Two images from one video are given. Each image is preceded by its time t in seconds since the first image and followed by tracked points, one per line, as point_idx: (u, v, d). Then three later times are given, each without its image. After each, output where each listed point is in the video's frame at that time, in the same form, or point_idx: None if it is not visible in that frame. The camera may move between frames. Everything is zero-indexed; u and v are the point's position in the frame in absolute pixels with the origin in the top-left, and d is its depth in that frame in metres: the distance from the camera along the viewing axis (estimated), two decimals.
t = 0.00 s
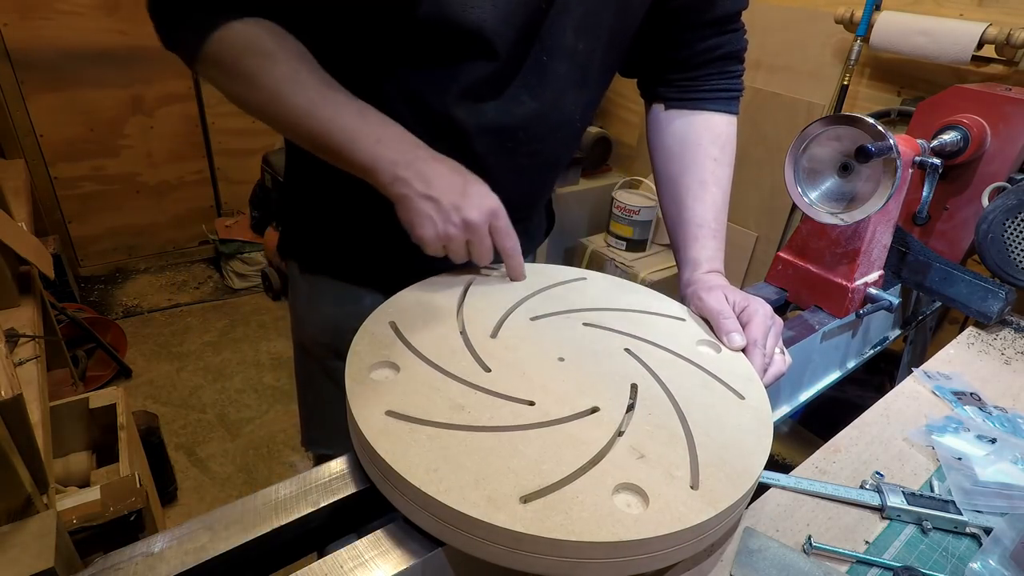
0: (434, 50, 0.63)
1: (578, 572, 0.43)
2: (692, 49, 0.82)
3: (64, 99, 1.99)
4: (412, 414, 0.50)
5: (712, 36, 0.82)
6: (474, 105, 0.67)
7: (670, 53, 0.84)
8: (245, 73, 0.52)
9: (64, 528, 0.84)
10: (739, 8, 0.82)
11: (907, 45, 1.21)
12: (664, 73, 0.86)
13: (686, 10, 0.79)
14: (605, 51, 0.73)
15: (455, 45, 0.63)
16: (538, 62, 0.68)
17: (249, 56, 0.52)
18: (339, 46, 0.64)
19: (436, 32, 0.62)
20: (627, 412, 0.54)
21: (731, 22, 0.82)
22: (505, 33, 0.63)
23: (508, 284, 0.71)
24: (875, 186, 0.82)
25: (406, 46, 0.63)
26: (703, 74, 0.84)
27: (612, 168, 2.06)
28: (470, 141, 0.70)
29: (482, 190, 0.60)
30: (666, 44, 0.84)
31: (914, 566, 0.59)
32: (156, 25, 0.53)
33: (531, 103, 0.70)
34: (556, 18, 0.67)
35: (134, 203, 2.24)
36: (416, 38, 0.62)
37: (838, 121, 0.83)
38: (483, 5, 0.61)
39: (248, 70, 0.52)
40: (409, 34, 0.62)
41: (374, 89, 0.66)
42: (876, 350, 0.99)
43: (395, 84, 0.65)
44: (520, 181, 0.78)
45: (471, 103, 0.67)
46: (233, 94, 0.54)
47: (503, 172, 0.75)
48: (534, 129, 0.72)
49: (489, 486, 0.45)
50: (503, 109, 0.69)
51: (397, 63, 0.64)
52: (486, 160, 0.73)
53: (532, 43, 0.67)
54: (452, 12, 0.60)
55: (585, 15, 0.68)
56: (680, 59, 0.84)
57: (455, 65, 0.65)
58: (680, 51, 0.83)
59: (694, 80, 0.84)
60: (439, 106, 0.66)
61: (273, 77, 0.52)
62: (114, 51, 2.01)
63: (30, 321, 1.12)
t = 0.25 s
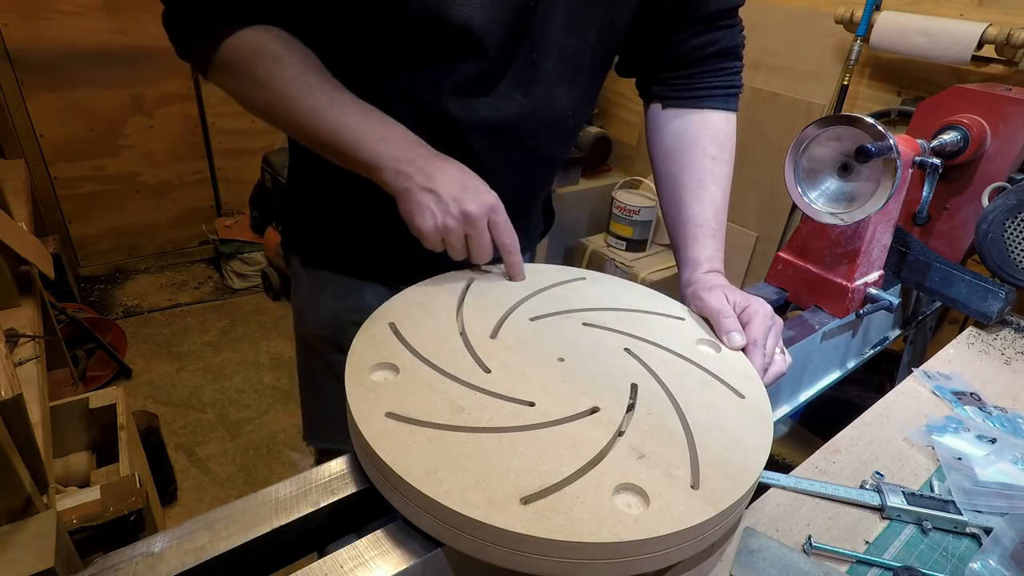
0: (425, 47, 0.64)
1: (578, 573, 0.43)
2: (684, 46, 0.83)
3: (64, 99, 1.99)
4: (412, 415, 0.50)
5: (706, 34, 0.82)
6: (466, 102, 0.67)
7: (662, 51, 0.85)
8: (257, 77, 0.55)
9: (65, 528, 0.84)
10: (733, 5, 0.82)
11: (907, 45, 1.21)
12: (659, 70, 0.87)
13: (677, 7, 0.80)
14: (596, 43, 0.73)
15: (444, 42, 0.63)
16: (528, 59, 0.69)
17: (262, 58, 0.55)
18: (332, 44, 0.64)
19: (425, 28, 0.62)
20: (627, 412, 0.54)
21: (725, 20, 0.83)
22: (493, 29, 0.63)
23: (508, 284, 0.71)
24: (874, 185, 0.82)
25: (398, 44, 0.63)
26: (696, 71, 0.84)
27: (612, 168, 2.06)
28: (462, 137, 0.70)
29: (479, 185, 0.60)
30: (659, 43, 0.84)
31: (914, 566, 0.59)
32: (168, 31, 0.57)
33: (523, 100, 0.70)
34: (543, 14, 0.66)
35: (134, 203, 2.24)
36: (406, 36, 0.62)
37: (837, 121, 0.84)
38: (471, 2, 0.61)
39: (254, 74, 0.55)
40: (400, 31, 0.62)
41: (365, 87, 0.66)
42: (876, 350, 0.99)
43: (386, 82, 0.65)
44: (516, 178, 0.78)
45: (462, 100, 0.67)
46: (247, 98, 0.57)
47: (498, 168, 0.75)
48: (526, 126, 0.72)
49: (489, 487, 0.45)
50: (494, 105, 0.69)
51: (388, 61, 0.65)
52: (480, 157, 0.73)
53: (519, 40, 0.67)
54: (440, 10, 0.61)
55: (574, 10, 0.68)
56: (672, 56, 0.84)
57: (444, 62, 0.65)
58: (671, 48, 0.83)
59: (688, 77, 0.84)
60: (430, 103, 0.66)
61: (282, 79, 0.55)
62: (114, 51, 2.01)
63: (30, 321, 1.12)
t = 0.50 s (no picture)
0: (422, 49, 0.64)
1: (578, 573, 0.43)
2: (681, 47, 0.83)
3: (64, 99, 1.99)
4: (412, 415, 0.50)
5: (705, 35, 0.82)
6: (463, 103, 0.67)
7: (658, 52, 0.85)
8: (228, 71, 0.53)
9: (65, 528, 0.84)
10: (732, 6, 0.82)
11: (907, 45, 1.21)
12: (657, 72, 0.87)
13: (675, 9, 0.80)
14: (591, 44, 0.74)
15: (440, 43, 0.63)
16: (525, 61, 0.69)
17: (235, 53, 0.53)
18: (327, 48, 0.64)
19: (422, 30, 0.62)
20: (627, 412, 0.54)
21: (724, 21, 0.83)
22: (487, 31, 0.64)
23: (508, 284, 0.71)
24: (874, 185, 0.82)
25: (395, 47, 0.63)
26: (693, 73, 0.84)
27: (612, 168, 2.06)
28: (460, 138, 0.70)
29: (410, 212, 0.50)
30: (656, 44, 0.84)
31: (914, 566, 0.59)
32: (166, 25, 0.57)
33: (521, 102, 0.70)
34: (538, 15, 0.67)
35: (134, 203, 2.24)
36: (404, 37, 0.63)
37: (836, 121, 0.84)
38: (466, 3, 0.61)
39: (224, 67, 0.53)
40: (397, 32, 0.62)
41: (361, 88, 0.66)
42: (876, 350, 0.99)
43: (382, 84, 0.65)
44: (515, 178, 0.78)
45: (459, 101, 0.67)
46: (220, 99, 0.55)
47: (496, 170, 0.75)
48: (524, 127, 0.72)
49: (489, 487, 0.45)
50: (491, 107, 0.69)
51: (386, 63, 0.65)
52: (478, 158, 0.73)
53: (513, 39, 0.68)
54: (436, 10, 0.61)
55: (569, 12, 0.69)
56: (670, 57, 0.84)
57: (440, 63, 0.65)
58: (670, 49, 0.83)
59: (687, 79, 0.84)
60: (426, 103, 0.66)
61: (249, 71, 0.53)
62: (114, 52, 2.01)
63: (30, 321, 1.12)
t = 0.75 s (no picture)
0: (422, 50, 0.64)
1: (579, 573, 0.43)
2: (682, 47, 0.82)
3: (64, 99, 1.99)
4: (413, 416, 0.50)
5: (705, 35, 0.82)
6: (462, 104, 0.67)
7: (658, 53, 0.85)
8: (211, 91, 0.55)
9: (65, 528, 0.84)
10: (732, 7, 0.82)
11: (907, 45, 1.21)
12: (658, 73, 0.87)
13: (675, 9, 0.80)
14: (591, 47, 0.74)
15: (439, 44, 0.63)
16: (525, 62, 0.69)
17: (220, 73, 0.56)
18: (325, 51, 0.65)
19: (421, 31, 0.62)
20: (627, 412, 0.54)
21: (723, 20, 0.82)
22: (487, 32, 0.63)
23: (508, 284, 0.71)
24: (874, 185, 0.82)
25: (394, 48, 0.63)
26: (693, 73, 0.84)
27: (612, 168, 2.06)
28: (460, 141, 0.70)
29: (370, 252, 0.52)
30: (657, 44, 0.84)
31: (915, 566, 0.59)
32: (162, 34, 0.59)
33: (522, 104, 0.70)
34: (538, 16, 0.67)
35: (134, 203, 2.24)
36: (404, 38, 0.63)
37: (836, 121, 0.83)
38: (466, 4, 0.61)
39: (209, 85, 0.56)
40: (396, 33, 0.62)
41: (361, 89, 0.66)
42: (876, 350, 0.99)
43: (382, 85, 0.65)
44: (515, 180, 0.78)
45: (459, 102, 0.67)
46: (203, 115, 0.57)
47: (497, 172, 0.75)
48: (524, 129, 0.72)
49: (490, 487, 0.45)
50: (490, 108, 0.69)
51: (386, 65, 0.65)
52: (478, 160, 0.73)
53: (513, 42, 0.68)
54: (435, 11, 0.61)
55: (568, 12, 0.69)
56: (671, 57, 0.84)
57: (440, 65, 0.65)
58: (671, 48, 0.83)
59: (688, 79, 0.84)
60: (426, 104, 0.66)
61: (233, 91, 0.55)
62: (114, 52, 2.01)
63: (30, 321, 1.12)
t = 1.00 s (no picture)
0: (423, 51, 0.64)
1: (579, 573, 0.43)
2: (683, 48, 0.82)
3: (64, 99, 1.99)
4: (413, 416, 0.50)
5: (706, 36, 0.82)
6: (464, 106, 0.67)
7: (659, 53, 0.84)
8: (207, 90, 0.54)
9: (65, 528, 0.84)
10: (732, 7, 0.82)
11: (907, 45, 1.21)
12: (659, 73, 0.87)
13: (676, 9, 0.80)
14: (593, 50, 0.74)
15: (440, 45, 0.63)
16: (526, 64, 0.69)
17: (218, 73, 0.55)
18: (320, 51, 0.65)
19: (423, 32, 0.62)
20: (628, 412, 0.54)
21: (724, 21, 0.82)
22: (491, 34, 0.64)
23: (508, 284, 0.71)
24: (874, 186, 0.82)
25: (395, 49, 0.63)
26: (694, 74, 0.84)
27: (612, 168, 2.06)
28: (461, 143, 0.70)
29: (367, 246, 0.51)
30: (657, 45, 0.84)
31: (914, 566, 0.59)
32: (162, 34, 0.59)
33: (523, 106, 0.70)
34: (540, 18, 0.67)
35: (134, 202, 2.24)
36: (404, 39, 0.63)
37: (836, 121, 0.83)
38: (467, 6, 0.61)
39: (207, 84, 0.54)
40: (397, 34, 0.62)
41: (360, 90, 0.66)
42: (876, 350, 0.99)
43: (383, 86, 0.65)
44: (515, 182, 0.78)
45: (461, 104, 0.67)
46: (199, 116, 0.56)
47: (497, 174, 0.75)
48: (525, 132, 0.72)
49: (489, 488, 0.45)
50: (492, 110, 0.69)
51: (386, 65, 0.65)
52: (479, 162, 0.73)
53: (514, 44, 0.67)
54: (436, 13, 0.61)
55: (570, 14, 0.69)
56: (672, 58, 0.84)
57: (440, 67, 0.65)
58: (672, 49, 0.83)
59: (689, 80, 0.84)
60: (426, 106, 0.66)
61: (232, 92, 0.54)
62: (114, 51, 2.01)
63: (30, 321, 1.12)
